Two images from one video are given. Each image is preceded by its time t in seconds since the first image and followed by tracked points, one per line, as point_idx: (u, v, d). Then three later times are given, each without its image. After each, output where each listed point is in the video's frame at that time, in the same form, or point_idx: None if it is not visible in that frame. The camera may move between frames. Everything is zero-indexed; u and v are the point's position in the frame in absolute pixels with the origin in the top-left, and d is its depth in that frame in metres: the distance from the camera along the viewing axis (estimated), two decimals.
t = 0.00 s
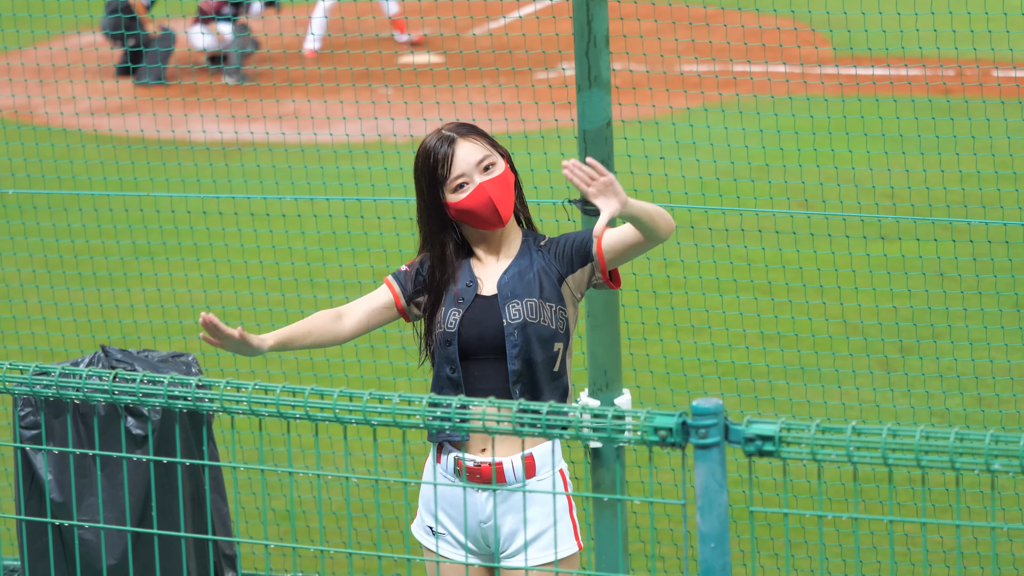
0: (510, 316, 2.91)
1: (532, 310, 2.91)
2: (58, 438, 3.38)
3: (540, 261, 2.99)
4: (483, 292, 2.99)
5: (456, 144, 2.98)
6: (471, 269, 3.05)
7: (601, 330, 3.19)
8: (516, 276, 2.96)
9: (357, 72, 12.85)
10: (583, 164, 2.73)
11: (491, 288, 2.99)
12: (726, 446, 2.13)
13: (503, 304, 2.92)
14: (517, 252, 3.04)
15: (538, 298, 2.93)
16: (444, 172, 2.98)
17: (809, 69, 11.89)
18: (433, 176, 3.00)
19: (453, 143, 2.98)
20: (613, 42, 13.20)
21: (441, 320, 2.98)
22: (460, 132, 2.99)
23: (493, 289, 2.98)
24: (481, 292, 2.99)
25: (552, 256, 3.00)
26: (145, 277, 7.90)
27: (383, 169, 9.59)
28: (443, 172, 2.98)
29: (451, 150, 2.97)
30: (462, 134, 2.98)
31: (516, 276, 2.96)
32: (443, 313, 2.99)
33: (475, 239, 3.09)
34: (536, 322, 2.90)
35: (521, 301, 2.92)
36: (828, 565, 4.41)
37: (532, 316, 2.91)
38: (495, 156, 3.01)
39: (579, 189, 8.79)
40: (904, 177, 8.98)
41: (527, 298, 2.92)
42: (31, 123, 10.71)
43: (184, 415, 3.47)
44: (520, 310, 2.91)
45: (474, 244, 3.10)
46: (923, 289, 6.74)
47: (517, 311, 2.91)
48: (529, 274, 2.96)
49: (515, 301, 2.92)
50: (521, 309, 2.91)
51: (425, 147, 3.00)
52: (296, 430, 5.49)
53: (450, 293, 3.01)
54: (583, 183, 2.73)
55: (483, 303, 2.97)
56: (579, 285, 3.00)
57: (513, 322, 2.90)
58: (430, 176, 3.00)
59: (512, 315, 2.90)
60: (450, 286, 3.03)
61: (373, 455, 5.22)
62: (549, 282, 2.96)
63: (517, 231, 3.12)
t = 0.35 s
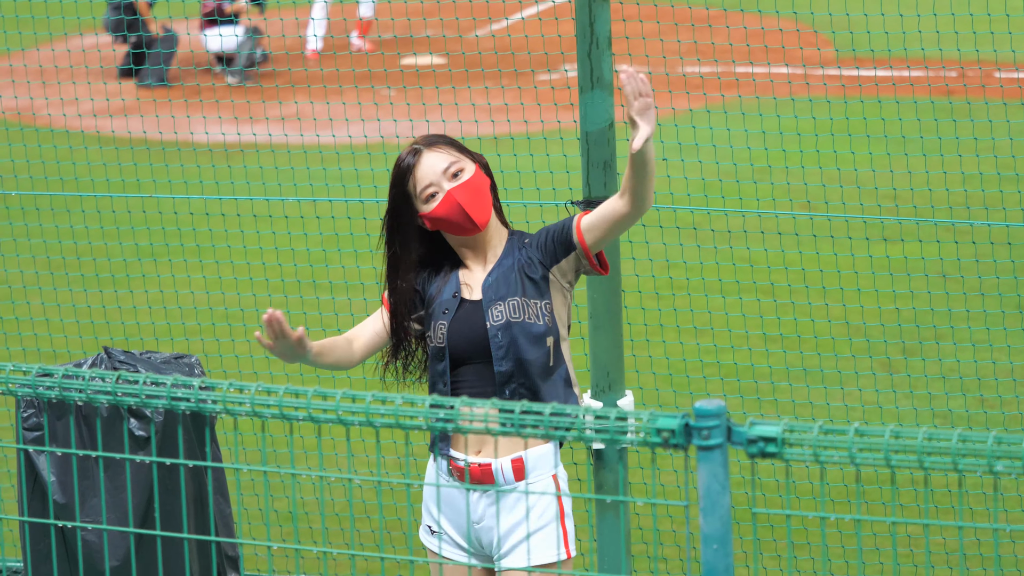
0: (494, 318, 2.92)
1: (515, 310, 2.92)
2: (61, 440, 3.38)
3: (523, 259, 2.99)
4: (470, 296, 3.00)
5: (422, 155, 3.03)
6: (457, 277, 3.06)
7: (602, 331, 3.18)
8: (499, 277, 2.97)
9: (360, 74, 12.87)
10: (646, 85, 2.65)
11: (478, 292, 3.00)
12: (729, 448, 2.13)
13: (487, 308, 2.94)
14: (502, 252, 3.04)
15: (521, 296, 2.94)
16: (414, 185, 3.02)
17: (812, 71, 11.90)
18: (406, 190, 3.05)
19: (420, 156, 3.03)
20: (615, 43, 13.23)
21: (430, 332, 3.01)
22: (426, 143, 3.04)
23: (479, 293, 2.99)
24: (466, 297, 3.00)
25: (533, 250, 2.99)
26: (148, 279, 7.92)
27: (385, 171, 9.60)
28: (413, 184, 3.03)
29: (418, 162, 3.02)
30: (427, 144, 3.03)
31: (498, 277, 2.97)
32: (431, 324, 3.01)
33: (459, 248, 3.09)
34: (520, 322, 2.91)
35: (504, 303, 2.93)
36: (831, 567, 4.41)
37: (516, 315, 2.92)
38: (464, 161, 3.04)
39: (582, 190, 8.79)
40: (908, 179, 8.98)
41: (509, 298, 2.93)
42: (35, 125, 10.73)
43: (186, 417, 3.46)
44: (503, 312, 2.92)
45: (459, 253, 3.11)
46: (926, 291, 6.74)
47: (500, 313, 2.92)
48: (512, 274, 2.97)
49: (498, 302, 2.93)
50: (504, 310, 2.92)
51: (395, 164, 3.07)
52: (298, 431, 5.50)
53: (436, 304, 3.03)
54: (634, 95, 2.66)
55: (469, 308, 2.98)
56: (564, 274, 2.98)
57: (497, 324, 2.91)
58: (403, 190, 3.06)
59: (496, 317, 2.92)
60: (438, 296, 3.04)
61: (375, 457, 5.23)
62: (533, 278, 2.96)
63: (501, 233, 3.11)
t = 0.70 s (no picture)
0: (497, 306, 2.92)
1: (519, 299, 2.91)
2: (64, 433, 3.39)
3: (531, 249, 2.99)
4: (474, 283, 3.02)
5: (444, 139, 3.00)
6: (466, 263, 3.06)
7: (607, 325, 3.18)
8: (505, 266, 2.97)
9: (363, 68, 12.88)
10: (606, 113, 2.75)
11: (482, 278, 3.01)
12: (732, 440, 2.13)
13: (492, 295, 2.94)
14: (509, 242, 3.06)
15: (527, 288, 2.93)
16: (433, 167, 3.00)
17: (815, 63, 11.90)
18: (423, 172, 3.01)
19: (441, 139, 3.00)
20: (618, 36, 13.23)
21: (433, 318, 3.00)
22: (448, 127, 3.01)
23: (484, 278, 3.01)
24: (471, 284, 3.01)
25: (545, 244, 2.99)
26: (151, 272, 7.92)
27: (388, 163, 9.60)
28: (433, 167, 2.99)
29: (439, 145, 2.99)
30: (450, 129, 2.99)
31: (506, 264, 2.97)
32: (435, 310, 3.00)
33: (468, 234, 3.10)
34: (523, 311, 2.91)
35: (508, 291, 2.92)
36: (835, 560, 4.41)
37: (518, 304, 2.91)
38: (482, 149, 3.02)
39: (585, 183, 8.79)
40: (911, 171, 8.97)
41: (514, 288, 2.93)
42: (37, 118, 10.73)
43: (190, 410, 3.47)
44: (507, 301, 2.91)
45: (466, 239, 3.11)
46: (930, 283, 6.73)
47: (504, 301, 2.92)
48: (518, 263, 2.96)
49: (502, 291, 2.93)
50: (508, 299, 2.92)
51: (414, 145, 3.03)
52: (302, 424, 5.50)
53: (442, 292, 3.01)
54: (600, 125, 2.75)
55: (472, 294, 2.99)
56: (569, 277, 2.99)
57: (499, 311, 2.91)
58: (420, 173, 3.02)
59: (499, 305, 2.92)
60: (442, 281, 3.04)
61: (379, 450, 5.23)
62: (538, 270, 2.95)
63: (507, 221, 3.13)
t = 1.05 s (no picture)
0: (494, 308, 2.87)
1: (518, 303, 2.86)
2: (71, 423, 3.40)
3: (531, 250, 2.94)
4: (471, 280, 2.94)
5: (468, 116, 3.00)
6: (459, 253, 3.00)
7: (612, 316, 3.17)
8: (506, 267, 2.91)
9: (368, 58, 12.90)
10: (632, 144, 2.75)
11: (480, 276, 2.94)
12: (738, 430, 2.13)
13: (489, 295, 2.88)
14: (512, 237, 3.00)
15: (525, 291, 2.88)
16: (451, 139, 3.00)
17: (821, 53, 11.89)
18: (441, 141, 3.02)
19: (467, 114, 3.00)
20: (623, 26, 13.23)
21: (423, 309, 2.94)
22: (477, 104, 3.02)
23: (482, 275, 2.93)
24: (468, 279, 2.94)
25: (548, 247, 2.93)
26: (157, 262, 7.94)
27: (393, 154, 9.61)
28: (450, 138, 3.00)
29: (462, 119, 3.00)
30: (479, 107, 3.00)
31: (506, 265, 2.91)
32: (427, 301, 2.94)
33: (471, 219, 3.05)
34: (520, 317, 2.86)
35: (507, 294, 2.87)
36: (840, 551, 4.41)
37: (517, 309, 2.86)
38: (505, 137, 3.02)
39: (590, 174, 8.79)
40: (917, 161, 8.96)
41: (513, 291, 2.87)
42: (43, 109, 10.74)
43: (196, 400, 3.48)
44: (505, 304, 2.86)
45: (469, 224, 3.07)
46: (935, 273, 6.72)
47: (502, 305, 2.86)
48: (519, 266, 2.90)
49: (501, 293, 2.88)
50: (506, 302, 2.87)
51: (441, 116, 3.04)
52: (308, 415, 5.51)
53: (433, 281, 2.95)
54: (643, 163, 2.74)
55: (469, 294, 2.92)
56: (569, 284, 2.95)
57: (497, 314, 2.86)
58: (438, 142, 3.03)
59: (497, 308, 2.86)
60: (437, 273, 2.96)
61: (385, 440, 5.24)
62: (539, 275, 2.91)
63: (512, 219, 3.08)
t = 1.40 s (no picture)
0: (514, 271, 2.90)
1: (535, 261, 2.90)
2: (72, 421, 3.40)
3: (537, 211, 2.98)
4: (484, 245, 2.96)
5: (476, 79, 3.04)
6: (469, 214, 3.01)
7: (614, 312, 3.16)
8: (517, 228, 2.94)
9: (370, 55, 12.90)
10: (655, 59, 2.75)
11: (491, 239, 2.96)
12: (740, 427, 2.12)
13: (507, 257, 2.91)
14: (517, 201, 3.03)
15: (540, 249, 2.92)
16: (458, 101, 3.03)
17: (824, 50, 11.88)
18: (448, 103, 3.04)
19: (474, 79, 3.04)
20: (625, 23, 13.22)
21: (438, 268, 2.95)
22: (485, 69, 3.05)
23: (494, 239, 2.96)
24: (480, 244, 2.96)
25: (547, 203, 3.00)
26: (159, 259, 7.94)
27: (395, 150, 9.62)
28: (457, 101, 3.03)
29: (471, 83, 3.03)
30: (487, 71, 3.03)
31: (516, 227, 2.94)
32: (440, 261, 2.95)
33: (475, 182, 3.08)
34: (539, 273, 2.91)
35: (524, 254, 2.91)
36: (842, 548, 4.41)
37: (536, 267, 2.91)
38: (511, 100, 3.05)
39: (592, 171, 8.79)
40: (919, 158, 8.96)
41: (529, 249, 2.91)
42: (45, 106, 10.74)
43: (198, 398, 3.49)
44: (524, 263, 2.90)
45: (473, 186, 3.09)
46: (937, 271, 6.72)
47: (521, 265, 2.90)
48: (530, 226, 2.95)
49: (517, 253, 2.91)
50: (524, 261, 2.90)
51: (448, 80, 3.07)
52: (310, 412, 5.51)
53: (446, 241, 2.97)
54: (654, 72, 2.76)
55: (483, 257, 2.95)
56: (569, 236, 3.04)
57: (518, 276, 2.89)
58: (445, 104, 3.06)
59: (516, 268, 2.89)
60: (447, 233, 2.98)
61: (387, 437, 5.25)
62: (546, 233, 2.96)
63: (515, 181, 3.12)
